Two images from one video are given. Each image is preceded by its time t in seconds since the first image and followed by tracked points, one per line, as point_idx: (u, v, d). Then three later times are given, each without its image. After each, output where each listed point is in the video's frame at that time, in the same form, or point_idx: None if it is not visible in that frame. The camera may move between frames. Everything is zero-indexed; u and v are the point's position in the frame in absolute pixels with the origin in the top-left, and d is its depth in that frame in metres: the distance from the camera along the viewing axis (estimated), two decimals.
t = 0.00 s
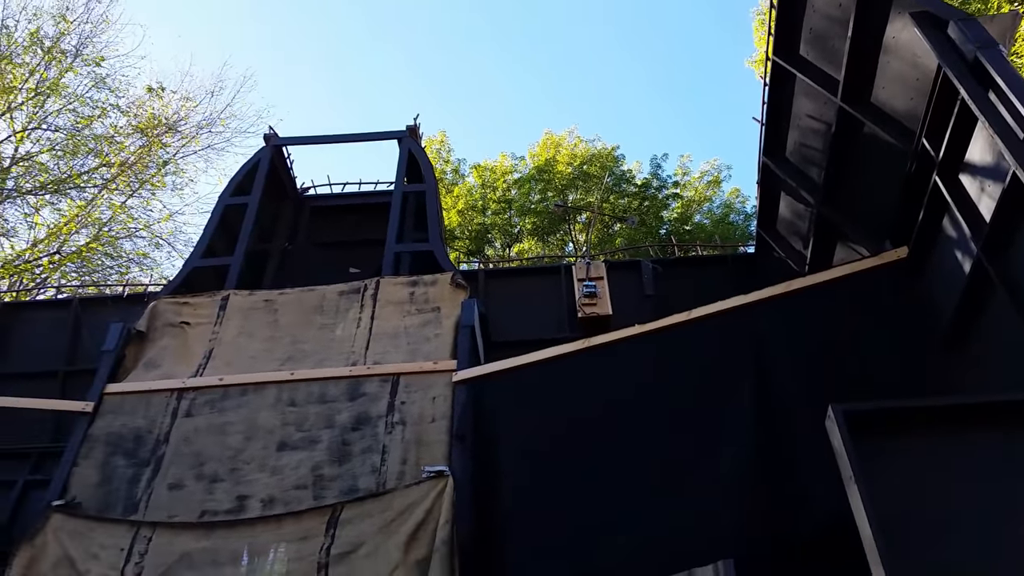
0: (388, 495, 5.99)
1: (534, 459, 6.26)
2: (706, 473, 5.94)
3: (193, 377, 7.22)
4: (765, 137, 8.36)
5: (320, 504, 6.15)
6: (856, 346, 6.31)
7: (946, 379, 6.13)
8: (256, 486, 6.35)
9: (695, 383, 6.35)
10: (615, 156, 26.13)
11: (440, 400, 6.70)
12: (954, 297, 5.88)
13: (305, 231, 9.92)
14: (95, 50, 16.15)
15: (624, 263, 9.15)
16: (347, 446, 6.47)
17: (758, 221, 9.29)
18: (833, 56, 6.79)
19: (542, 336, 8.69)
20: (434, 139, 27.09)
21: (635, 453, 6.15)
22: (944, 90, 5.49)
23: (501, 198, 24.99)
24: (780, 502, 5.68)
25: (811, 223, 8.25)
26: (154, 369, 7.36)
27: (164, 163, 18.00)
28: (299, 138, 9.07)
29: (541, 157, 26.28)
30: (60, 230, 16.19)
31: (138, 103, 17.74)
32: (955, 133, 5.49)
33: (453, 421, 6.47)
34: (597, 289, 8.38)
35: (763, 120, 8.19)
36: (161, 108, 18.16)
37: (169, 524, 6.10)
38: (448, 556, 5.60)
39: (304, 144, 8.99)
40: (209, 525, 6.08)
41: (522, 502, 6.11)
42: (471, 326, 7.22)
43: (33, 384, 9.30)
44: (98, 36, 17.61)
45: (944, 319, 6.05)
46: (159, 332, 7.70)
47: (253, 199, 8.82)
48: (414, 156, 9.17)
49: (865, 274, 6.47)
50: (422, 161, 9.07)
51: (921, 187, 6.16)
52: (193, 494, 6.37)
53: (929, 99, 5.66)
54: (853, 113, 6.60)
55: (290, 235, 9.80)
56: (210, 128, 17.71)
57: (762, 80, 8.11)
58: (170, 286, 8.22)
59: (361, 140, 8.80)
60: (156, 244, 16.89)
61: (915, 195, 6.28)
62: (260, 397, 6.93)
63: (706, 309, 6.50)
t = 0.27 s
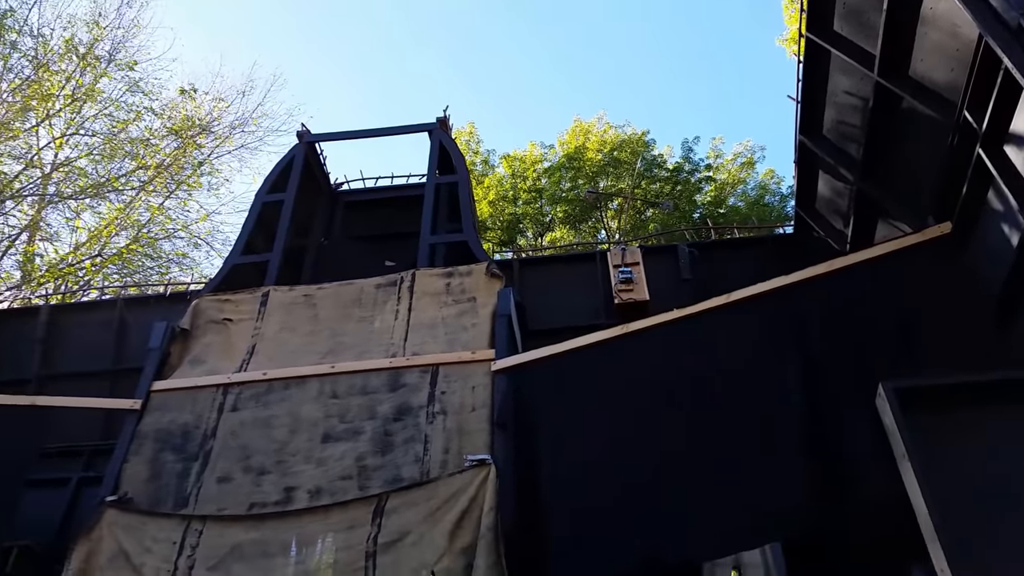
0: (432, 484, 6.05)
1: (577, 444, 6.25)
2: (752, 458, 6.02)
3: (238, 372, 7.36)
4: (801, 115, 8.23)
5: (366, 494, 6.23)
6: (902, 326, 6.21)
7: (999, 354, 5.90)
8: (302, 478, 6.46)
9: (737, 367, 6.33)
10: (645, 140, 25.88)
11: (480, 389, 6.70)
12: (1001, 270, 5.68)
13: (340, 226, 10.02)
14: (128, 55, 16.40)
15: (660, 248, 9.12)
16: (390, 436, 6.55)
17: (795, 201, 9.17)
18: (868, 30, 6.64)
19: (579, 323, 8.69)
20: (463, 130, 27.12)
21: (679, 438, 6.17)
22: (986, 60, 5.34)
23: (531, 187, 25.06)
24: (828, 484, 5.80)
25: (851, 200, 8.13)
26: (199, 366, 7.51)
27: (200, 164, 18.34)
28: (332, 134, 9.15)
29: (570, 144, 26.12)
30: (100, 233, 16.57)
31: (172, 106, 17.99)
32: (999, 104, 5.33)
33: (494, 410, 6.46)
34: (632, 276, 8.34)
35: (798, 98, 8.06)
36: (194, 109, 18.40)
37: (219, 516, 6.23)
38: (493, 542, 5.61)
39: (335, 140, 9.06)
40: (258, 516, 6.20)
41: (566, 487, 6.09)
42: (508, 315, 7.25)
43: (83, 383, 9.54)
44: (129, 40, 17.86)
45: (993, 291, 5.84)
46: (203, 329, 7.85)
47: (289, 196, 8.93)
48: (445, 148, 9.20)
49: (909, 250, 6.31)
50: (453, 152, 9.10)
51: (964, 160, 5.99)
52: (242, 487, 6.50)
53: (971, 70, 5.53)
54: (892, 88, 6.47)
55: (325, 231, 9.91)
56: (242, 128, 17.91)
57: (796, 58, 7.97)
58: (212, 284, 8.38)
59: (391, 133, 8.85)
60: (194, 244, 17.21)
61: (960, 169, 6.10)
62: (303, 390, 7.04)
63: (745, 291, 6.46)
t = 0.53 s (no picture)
0: (479, 468, 6.11)
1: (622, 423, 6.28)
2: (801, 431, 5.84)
3: (284, 363, 7.48)
4: (840, 84, 8.06)
5: (414, 479, 6.31)
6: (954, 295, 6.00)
7: None
8: (351, 465, 6.56)
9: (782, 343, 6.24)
10: (679, 118, 25.55)
11: (522, 373, 6.75)
12: None
13: (377, 217, 10.09)
14: (162, 57, 16.66)
15: (698, 225, 9.05)
16: (435, 423, 6.62)
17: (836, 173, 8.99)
18: None
19: (619, 304, 8.66)
20: (493, 117, 27.09)
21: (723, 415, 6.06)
22: None
23: (564, 171, 24.95)
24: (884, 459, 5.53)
25: (895, 168, 7.96)
26: (246, 359, 7.66)
27: (237, 161, 18.68)
28: (365, 125, 9.20)
29: (602, 125, 25.86)
30: (143, 233, 16.98)
31: (207, 104, 18.23)
32: None
33: (536, 394, 6.53)
34: (672, 255, 8.22)
35: (837, 67, 7.88)
36: (229, 107, 18.62)
37: (272, 505, 6.36)
38: (542, 525, 5.60)
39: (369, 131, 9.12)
40: (309, 504, 6.31)
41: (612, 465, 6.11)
42: (547, 299, 7.25)
43: (133, 380, 9.74)
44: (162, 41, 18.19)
45: None
46: (248, 322, 7.99)
47: (326, 188, 9.02)
48: (478, 134, 9.21)
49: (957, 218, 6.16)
50: (487, 138, 9.11)
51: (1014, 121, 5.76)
52: (292, 476, 6.62)
53: (1019, 31, 5.34)
54: (935, 51, 6.27)
55: (363, 222, 9.98)
56: (277, 123, 18.11)
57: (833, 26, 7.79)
58: (255, 278, 8.52)
59: (424, 122, 8.87)
60: (235, 240, 17.48)
61: (1009, 130, 5.86)
62: (348, 379, 7.14)
63: (788, 266, 6.42)
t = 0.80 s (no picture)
0: (520, 452, 6.14)
1: (661, 404, 6.27)
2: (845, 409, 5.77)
3: (324, 354, 7.57)
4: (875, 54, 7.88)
5: (456, 465, 6.36)
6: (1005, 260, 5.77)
7: None
8: (394, 453, 6.64)
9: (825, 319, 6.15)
10: (709, 97, 25.14)
11: (560, 357, 6.76)
12: None
13: (410, 207, 10.14)
14: (191, 57, 16.84)
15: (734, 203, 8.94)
16: (475, 409, 6.66)
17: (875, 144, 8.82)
18: None
19: (656, 286, 8.61)
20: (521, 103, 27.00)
21: (765, 394, 6.03)
22: None
23: (593, 155, 24.74)
24: (933, 436, 5.41)
25: (936, 138, 7.78)
26: (288, 351, 7.78)
27: (269, 158, 18.77)
28: (395, 115, 9.23)
29: (631, 107, 25.57)
30: (180, 232, 17.30)
31: (238, 102, 18.32)
32: None
33: (576, 378, 6.55)
34: (708, 235, 8.18)
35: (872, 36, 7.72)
36: (259, 103, 18.72)
37: (318, 494, 6.47)
38: (586, 508, 5.60)
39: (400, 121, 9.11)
40: (354, 492, 6.40)
41: (653, 446, 6.13)
42: (583, 282, 7.23)
43: (177, 375, 9.92)
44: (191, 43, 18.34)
45: None
46: (288, 315, 8.11)
47: (359, 180, 9.08)
48: (507, 119, 9.18)
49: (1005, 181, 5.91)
50: (517, 124, 9.08)
51: None
52: (337, 464, 6.72)
53: None
54: (974, 14, 6.10)
55: (397, 212, 10.04)
56: (306, 118, 18.22)
57: None
58: (293, 272, 8.63)
59: (454, 110, 8.87)
60: (270, 236, 17.68)
61: None
62: (388, 368, 7.21)
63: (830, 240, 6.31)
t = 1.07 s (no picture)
0: (561, 434, 6.15)
1: (700, 382, 6.24)
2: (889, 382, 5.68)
3: (364, 341, 7.66)
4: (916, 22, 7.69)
5: (497, 448, 6.41)
6: None
7: None
8: (435, 437, 6.71)
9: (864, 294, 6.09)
10: (743, 74, 24.70)
11: (598, 339, 6.76)
12: None
13: (443, 194, 10.18)
14: (224, 51, 17.03)
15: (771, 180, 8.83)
16: (515, 392, 6.69)
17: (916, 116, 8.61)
18: None
19: (692, 266, 8.55)
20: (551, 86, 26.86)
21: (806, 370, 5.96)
22: None
23: (626, 136, 24.54)
24: (985, 404, 5.32)
25: (980, 106, 7.58)
26: (328, 339, 7.88)
27: (303, 149, 18.95)
28: (427, 102, 9.25)
29: (663, 86, 25.23)
30: (218, 226, 17.60)
31: (271, 95, 18.55)
32: None
33: (614, 358, 6.55)
34: (747, 213, 8.24)
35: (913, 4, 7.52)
36: (291, 96, 18.89)
37: (362, 478, 6.57)
38: (627, 490, 5.62)
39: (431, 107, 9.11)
40: (397, 476, 6.49)
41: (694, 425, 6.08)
42: (620, 264, 7.19)
43: (220, 365, 10.12)
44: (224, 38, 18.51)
45: None
46: (327, 304, 8.21)
47: (393, 168, 9.13)
48: (539, 103, 9.15)
49: None
50: (548, 107, 9.04)
51: None
52: (380, 449, 6.81)
53: None
54: None
55: (430, 199, 10.09)
56: (338, 109, 18.35)
57: None
58: (330, 261, 8.72)
59: (485, 95, 8.86)
60: (305, 227, 17.90)
61: None
62: (427, 353, 7.27)
63: (872, 216, 6.33)
